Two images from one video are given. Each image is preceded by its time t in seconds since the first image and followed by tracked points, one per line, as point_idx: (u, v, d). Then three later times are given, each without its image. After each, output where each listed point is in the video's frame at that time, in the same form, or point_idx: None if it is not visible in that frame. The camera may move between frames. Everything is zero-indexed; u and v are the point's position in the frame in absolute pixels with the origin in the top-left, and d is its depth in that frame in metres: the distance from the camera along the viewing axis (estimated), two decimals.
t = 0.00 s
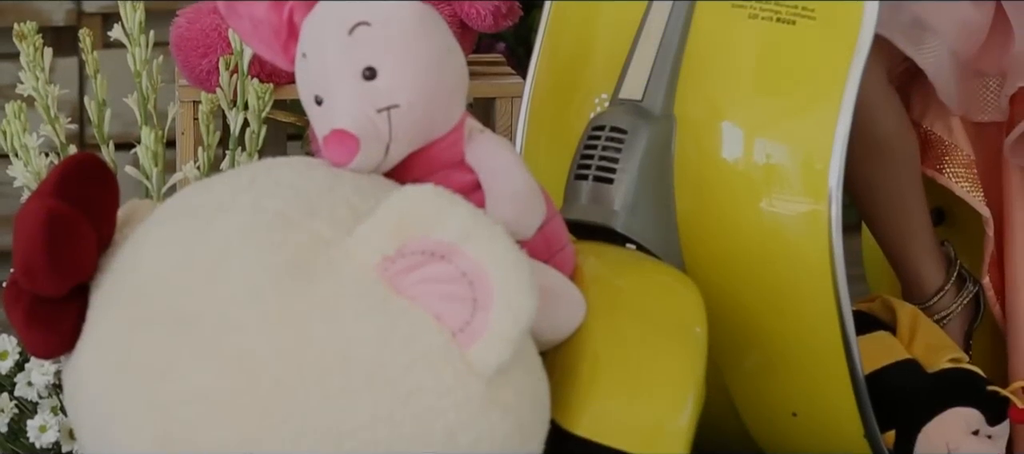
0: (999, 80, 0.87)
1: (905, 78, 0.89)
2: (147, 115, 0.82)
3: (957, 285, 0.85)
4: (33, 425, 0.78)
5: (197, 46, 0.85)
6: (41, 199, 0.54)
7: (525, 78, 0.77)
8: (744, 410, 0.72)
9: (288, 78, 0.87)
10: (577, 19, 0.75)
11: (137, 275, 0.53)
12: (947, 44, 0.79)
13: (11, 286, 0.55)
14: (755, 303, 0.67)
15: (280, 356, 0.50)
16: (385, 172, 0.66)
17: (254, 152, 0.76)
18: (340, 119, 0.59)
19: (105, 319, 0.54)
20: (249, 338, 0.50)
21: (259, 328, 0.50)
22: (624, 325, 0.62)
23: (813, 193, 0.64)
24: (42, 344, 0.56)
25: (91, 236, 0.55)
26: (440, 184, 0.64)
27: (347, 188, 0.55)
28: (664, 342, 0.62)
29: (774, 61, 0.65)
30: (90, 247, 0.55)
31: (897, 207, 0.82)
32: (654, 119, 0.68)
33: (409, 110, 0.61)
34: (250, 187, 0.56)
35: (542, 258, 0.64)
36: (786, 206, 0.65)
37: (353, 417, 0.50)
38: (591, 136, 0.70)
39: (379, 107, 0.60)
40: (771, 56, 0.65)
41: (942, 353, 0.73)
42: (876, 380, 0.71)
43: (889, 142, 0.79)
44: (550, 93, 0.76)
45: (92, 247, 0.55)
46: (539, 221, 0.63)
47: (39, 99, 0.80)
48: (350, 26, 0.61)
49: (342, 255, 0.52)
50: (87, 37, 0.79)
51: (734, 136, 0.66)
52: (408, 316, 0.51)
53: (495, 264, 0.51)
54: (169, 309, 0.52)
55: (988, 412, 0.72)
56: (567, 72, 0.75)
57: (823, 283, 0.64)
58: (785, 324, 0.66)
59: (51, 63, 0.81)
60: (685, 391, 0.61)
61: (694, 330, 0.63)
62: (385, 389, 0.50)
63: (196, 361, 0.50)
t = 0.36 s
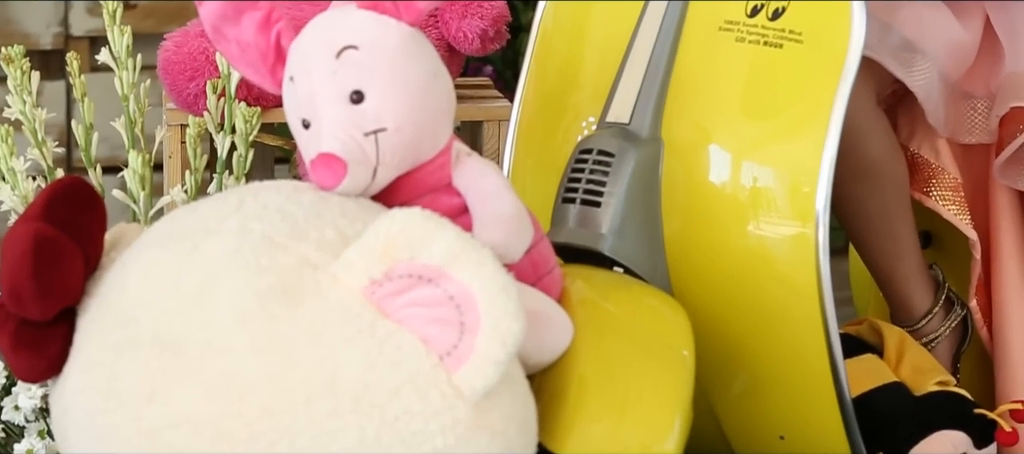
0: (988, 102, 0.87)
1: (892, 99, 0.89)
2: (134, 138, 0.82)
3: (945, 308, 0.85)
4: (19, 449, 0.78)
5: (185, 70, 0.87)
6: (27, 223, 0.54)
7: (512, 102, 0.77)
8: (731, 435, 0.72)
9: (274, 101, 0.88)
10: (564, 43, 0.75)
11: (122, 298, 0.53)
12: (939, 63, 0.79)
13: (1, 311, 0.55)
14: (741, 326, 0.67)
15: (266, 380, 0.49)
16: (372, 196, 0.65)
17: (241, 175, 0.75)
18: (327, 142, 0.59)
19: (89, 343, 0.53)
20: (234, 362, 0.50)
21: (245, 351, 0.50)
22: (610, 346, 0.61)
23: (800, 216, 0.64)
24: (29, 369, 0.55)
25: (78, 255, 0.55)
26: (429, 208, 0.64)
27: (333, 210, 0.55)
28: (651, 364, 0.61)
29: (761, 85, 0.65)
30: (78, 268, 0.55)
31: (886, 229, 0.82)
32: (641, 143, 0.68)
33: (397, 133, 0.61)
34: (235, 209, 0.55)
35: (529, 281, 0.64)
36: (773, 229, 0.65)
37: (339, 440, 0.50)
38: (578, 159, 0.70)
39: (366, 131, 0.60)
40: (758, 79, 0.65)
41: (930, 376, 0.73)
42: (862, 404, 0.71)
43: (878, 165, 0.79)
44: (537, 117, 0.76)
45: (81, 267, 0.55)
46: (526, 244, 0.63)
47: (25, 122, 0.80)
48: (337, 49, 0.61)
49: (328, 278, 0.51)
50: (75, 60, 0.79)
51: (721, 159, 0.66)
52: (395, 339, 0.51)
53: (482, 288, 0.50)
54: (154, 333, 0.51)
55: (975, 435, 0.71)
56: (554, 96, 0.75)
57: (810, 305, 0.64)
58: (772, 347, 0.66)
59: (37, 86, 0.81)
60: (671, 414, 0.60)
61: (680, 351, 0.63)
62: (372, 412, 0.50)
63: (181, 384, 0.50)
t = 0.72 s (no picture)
0: (970, 125, 0.87)
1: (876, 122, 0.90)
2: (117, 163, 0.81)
3: (928, 332, 0.85)
4: None
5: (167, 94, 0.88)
6: (13, 246, 0.55)
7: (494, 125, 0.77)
8: None
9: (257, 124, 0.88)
10: (546, 67, 0.75)
11: (105, 322, 0.52)
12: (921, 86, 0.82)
13: None
14: (724, 349, 0.67)
15: (250, 404, 0.48)
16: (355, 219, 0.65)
17: (224, 199, 0.75)
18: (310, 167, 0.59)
19: (70, 368, 0.52)
20: (217, 385, 0.48)
21: (227, 375, 0.48)
22: (593, 371, 0.61)
23: (782, 239, 0.64)
24: (12, 393, 0.54)
25: (61, 282, 0.54)
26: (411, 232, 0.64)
27: (316, 234, 0.54)
28: (634, 388, 0.61)
29: (743, 109, 0.66)
30: (61, 294, 0.54)
31: (868, 252, 0.82)
32: (624, 167, 0.68)
33: (379, 158, 0.61)
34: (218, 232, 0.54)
35: (512, 305, 0.64)
36: (756, 253, 0.65)
37: None
38: (561, 183, 0.70)
39: (349, 155, 0.60)
40: (740, 103, 0.66)
41: (912, 399, 0.73)
42: (844, 426, 0.71)
43: (862, 188, 0.80)
44: (519, 141, 0.76)
45: (64, 293, 0.54)
46: (508, 269, 0.63)
47: (8, 147, 0.79)
48: (320, 74, 0.61)
49: (311, 302, 0.50)
50: (57, 85, 0.79)
51: (704, 183, 0.66)
52: (377, 363, 0.49)
53: (464, 313, 0.49)
54: (136, 357, 0.50)
55: None
56: (536, 119, 0.75)
57: (792, 328, 0.64)
58: (755, 371, 0.66)
59: (20, 110, 0.80)
60: (656, 438, 0.59)
61: (663, 375, 0.63)
62: (355, 437, 0.49)
63: (164, 409, 0.49)
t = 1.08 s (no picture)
0: (949, 150, 0.88)
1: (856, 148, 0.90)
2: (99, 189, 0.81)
3: (907, 357, 0.85)
4: None
5: (149, 120, 0.86)
6: None
7: (477, 150, 0.78)
8: None
9: (239, 151, 0.85)
10: (528, 93, 0.76)
11: (85, 350, 0.51)
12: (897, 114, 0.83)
13: None
14: (706, 376, 0.67)
15: (232, 432, 0.48)
16: (336, 246, 0.65)
17: (206, 226, 0.75)
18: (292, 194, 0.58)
19: (52, 396, 0.51)
20: (199, 413, 0.48)
21: (209, 403, 0.48)
22: (574, 396, 0.61)
23: (764, 265, 0.64)
24: None
25: (43, 309, 0.54)
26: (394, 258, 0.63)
27: (298, 260, 0.54)
28: (615, 414, 0.61)
29: (725, 134, 0.66)
30: (42, 322, 0.54)
31: (851, 279, 0.82)
32: (605, 193, 0.68)
33: (361, 184, 0.61)
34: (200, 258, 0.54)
35: (494, 332, 0.64)
36: (738, 278, 0.65)
37: None
38: (543, 210, 0.70)
39: (331, 182, 0.60)
40: (722, 129, 0.66)
41: (894, 426, 0.73)
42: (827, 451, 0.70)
43: (839, 217, 0.81)
44: (502, 167, 0.76)
45: (45, 322, 0.54)
46: (490, 295, 0.63)
47: None
48: (302, 99, 0.61)
49: (293, 330, 0.50)
50: (39, 111, 0.78)
51: (686, 209, 0.67)
52: (360, 390, 0.49)
53: (446, 338, 0.49)
54: (117, 384, 0.49)
55: None
56: (519, 146, 0.75)
57: (774, 354, 0.64)
58: (737, 398, 0.66)
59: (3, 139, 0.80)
60: None
61: (645, 402, 0.62)
62: None
63: (145, 437, 0.48)
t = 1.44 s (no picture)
0: (925, 179, 0.89)
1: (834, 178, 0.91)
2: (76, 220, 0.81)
3: (882, 386, 0.84)
4: None
5: (127, 151, 0.87)
6: None
7: (455, 180, 0.77)
8: None
9: (216, 181, 0.86)
10: (506, 123, 0.75)
11: (63, 382, 0.50)
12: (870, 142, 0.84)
13: None
14: (684, 406, 0.67)
15: None
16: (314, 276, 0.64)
17: (184, 257, 0.75)
18: (269, 225, 0.58)
19: (30, 428, 0.51)
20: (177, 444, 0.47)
21: (187, 434, 0.47)
22: (552, 427, 0.60)
23: (741, 295, 0.64)
24: None
25: (20, 342, 0.54)
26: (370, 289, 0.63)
27: (275, 290, 0.53)
28: (594, 444, 0.60)
29: (703, 165, 0.66)
30: (18, 353, 0.53)
31: (827, 311, 0.83)
32: (583, 224, 0.68)
33: (339, 214, 0.61)
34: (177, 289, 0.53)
35: (471, 362, 0.64)
36: (715, 308, 0.65)
37: None
38: (520, 240, 0.69)
39: (308, 212, 0.60)
40: (699, 159, 0.66)
41: None
42: None
43: (811, 248, 0.82)
44: (480, 198, 0.75)
45: (21, 353, 0.54)
46: (466, 326, 0.62)
47: None
48: (279, 130, 0.61)
49: (272, 360, 0.49)
50: (16, 141, 0.78)
51: (663, 239, 0.67)
52: (337, 421, 0.48)
53: (423, 367, 0.49)
54: (95, 415, 0.48)
55: None
56: (497, 176, 0.74)
57: (752, 383, 0.64)
58: (714, 428, 0.66)
59: None
60: None
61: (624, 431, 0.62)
62: None
63: None
